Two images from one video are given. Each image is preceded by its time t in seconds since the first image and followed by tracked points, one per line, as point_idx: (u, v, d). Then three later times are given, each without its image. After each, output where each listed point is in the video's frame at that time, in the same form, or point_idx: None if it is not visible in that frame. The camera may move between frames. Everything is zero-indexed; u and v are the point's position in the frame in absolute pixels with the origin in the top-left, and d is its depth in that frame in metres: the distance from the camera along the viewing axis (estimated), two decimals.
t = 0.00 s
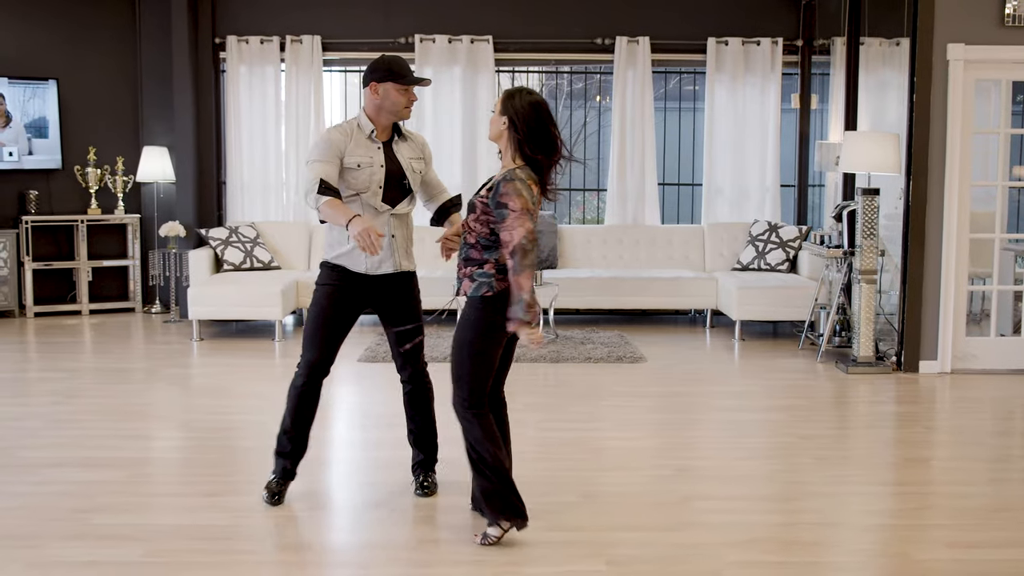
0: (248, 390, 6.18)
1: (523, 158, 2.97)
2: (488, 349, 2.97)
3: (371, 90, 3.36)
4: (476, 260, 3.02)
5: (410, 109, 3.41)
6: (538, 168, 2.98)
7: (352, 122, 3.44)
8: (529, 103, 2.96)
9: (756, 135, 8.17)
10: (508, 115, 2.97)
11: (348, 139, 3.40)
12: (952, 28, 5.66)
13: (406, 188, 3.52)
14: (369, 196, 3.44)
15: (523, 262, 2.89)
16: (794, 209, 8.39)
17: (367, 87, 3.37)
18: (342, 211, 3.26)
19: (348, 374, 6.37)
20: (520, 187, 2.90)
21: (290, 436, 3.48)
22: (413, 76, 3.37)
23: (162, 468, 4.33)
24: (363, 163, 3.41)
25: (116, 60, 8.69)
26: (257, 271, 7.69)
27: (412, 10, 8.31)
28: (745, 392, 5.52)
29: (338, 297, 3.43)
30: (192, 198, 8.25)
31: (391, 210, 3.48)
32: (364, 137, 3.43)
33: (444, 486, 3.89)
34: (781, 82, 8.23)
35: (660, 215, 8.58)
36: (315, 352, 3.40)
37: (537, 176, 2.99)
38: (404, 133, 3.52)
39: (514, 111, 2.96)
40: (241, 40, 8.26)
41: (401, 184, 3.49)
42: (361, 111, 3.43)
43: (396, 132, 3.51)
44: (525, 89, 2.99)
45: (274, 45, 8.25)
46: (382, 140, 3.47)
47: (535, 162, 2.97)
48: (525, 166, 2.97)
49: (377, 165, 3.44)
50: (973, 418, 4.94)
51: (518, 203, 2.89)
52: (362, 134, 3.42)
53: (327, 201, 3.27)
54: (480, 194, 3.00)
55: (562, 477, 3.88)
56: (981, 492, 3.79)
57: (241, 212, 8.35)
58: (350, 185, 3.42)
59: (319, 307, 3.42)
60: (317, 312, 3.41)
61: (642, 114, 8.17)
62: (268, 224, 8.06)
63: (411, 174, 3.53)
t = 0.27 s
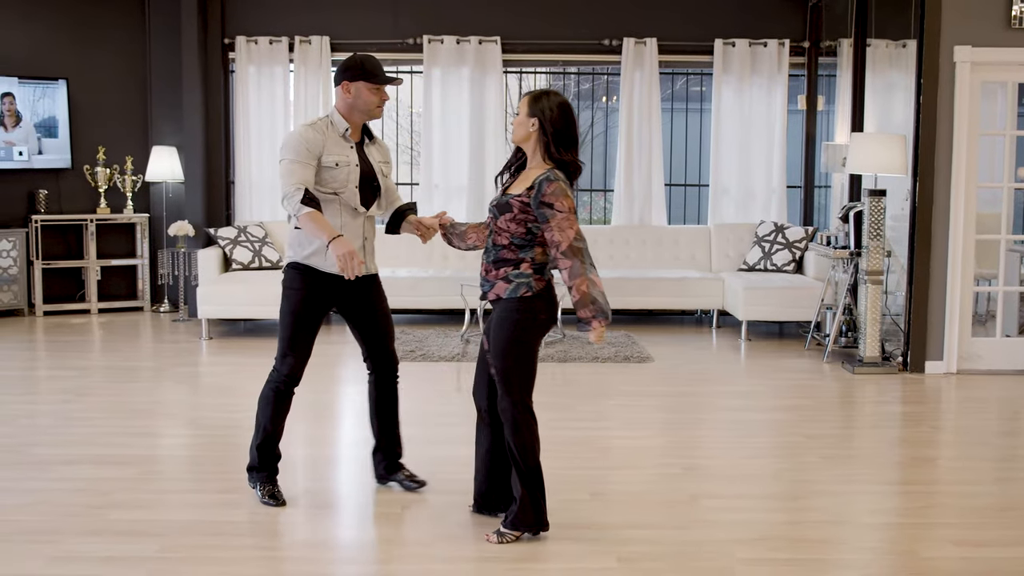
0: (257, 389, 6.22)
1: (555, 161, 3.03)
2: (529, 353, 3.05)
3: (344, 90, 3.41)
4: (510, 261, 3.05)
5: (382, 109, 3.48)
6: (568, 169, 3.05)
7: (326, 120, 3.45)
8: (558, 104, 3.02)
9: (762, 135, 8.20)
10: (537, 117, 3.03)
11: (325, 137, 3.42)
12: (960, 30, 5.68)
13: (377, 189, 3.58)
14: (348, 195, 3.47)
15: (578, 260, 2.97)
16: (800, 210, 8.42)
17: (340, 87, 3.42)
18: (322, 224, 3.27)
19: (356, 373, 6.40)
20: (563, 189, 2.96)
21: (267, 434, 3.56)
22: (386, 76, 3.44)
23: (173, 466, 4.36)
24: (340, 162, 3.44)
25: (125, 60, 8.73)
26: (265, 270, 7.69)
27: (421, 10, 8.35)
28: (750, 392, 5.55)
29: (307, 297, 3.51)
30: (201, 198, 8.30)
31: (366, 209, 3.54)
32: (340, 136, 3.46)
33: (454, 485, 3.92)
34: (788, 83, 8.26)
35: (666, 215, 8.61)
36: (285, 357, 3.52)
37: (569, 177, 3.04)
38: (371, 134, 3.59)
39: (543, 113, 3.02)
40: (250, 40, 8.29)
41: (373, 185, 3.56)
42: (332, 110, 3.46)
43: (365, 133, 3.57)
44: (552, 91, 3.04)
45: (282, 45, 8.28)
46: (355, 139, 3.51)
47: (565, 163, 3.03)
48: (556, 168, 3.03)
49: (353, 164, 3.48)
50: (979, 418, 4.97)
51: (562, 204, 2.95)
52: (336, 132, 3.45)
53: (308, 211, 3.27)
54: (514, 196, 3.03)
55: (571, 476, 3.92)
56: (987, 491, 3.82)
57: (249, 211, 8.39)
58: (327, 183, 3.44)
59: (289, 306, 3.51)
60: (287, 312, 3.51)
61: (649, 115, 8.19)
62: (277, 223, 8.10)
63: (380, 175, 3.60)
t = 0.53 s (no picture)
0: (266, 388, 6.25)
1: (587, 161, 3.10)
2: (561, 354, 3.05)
3: (326, 90, 3.45)
4: (552, 263, 3.06)
5: (364, 107, 3.52)
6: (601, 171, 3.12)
7: (308, 122, 3.49)
8: (586, 105, 3.08)
9: (768, 136, 8.22)
10: (566, 118, 3.09)
11: (309, 138, 3.46)
12: (967, 33, 5.71)
13: (364, 187, 3.64)
14: (334, 194, 3.52)
15: (613, 262, 3.04)
16: (806, 211, 8.44)
17: (321, 87, 3.46)
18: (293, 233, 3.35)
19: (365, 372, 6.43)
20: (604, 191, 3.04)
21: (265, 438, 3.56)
22: (365, 74, 3.49)
23: (184, 464, 4.40)
24: (325, 163, 3.48)
25: (133, 59, 8.77)
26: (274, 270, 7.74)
27: (429, 11, 8.38)
28: (757, 392, 5.58)
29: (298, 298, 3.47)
30: (209, 197, 8.33)
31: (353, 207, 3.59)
32: (323, 137, 3.50)
33: (464, 483, 3.95)
34: (794, 85, 8.29)
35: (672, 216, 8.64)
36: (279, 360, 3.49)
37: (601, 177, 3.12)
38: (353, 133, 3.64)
39: (572, 114, 3.08)
40: (258, 40, 8.31)
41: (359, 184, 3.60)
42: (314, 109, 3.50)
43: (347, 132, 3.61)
44: (578, 92, 3.11)
45: (290, 45, 8.29)
46: (338, 139, 3.56)
47: (596, 163, 3.11)
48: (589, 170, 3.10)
49: (337, 164, 3.52)
50: (984, 418, 4.99)
51: (604, 205, 3.02)
52: (319, 133, 3.49)
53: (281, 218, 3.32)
54: (553, 198, 3.06)
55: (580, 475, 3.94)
56: (993, 491, 3.84)
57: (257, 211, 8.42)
58: (312, 185, 3.48)
59: (281, 309, 3.46)
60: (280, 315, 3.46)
61: (656, 115, 8.21)
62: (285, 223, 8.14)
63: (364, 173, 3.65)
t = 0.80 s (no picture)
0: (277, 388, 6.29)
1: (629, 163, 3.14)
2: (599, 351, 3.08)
3: (314, 90, 3.43)
4: (601, 269, 3.11)
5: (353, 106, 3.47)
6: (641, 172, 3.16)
7: (297, 125, 3.48)
8: (624, 106, 3.12)
9: (776, 137, 8.25)
10: (607, 119, 3.12)
11: (294, 140, 3.44)
12: (977, 35, 5.73)
13: (357, 186, 3.60)
14: (323, 195, 3.48)
15: (662, 262, 3.07)
16: (813, 212, 8.47)
17: (309, 88, 3.43)
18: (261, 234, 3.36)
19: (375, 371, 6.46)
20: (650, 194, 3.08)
21: (277, 442, 3.56)
22: (353, 72, 3.45)
23: (199, 463, 4.43)
24: (312, 164, 3.45)
25: (143, 60, 8.81)
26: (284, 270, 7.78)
27: (438, 12, 8.41)
28: (766, 392, 5.61)
29: (301, 299, 3.45)
30: (219, 197, 8.37)
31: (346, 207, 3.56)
32: (311, 138, 3.48)
33: (478, 483, 3.99)
34: (802, 86, 8.31)
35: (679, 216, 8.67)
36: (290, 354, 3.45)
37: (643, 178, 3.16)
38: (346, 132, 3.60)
39: (611, 116, 3.12)
40: (268, 41, 8.33)
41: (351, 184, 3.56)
42: (302, 111, 3.48)
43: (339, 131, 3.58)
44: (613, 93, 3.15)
45: (300, 46, 8.32)
46: (328, 139, 3.52)
47: (637, 164, 3.14)
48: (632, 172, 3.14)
49: (325, 165, 3.48)
50: (993, 419, 5.02)
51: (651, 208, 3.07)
52: (306, 135, 3.47)
53: (247, 221, 3.34)
54: (599, 200, 3.10)
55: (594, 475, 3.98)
56: (1003, 491, 3.87)
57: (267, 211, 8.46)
58: (298, 187, 3.46)
59: (285, 311, 3.45)
60: (285, 317, 3.44)
61: (665, 116, 8.24)
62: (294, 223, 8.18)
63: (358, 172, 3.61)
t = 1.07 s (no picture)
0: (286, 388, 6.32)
1: (663, 166, 3.25)
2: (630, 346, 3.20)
3: (307, 91, 3.45)
4: (635, 276, 3.21)
5: (347, 107, 3.48)
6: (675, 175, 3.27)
7: (289, 125, 3.50)
8: (655, 110, 3.24)
9: (783, 137, 8.27)
10: (639, 124, 3.24)
11: (282, 141, 3.47)
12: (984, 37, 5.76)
13: (347, 187, 3.59)
14: (310, 196, 3.50)
15: (696, 264, 3.18)
16: (819, 212, 8.49)
17: (303, 89, 3.46)
18: (241, 233, 3.40)
19: (385, 370, 6.50)
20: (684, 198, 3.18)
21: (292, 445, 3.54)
22: (347, 74, 3.46)
23: (211, 462, 4.46)
24: (298, 166, 3.47)
25: (150, 61, 8.84)
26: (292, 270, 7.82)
27: (445, 14, 8.44)
28: (774, 392, 5.63)
29: (304, 297, 3.46)
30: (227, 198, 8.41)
31: (336, 208, 3.56)
32: (301, 139, 3.50)
33: (490, 482, 4.02)
34: (808, 87, 8.34)
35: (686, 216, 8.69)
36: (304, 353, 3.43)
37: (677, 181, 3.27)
38: (341, 133, 3.61)
39: (643, 119, 3.23)
40: (276, 42, 8.35)
41: (342, 186, 3.56)
42: (295, 113, 3.50)
43: (334, 133, 3.60)
44: (642, 96, 3.27)
45: (308, 47, 8.34)
46: (319, 141, 3.54)
47: (671, 167, 3.26)
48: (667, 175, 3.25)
49: (313, 166, 3.49)
50: (1000, 418, 5.05)
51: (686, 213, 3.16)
52: (296, 136, 3.49)
53: (226, 219, 3.41)
54: (635, 205, 3.20)
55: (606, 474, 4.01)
56: (1011, 490, 3.90)
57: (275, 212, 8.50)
58: (283, 188, 3.48)
59: (290, 311, 3.45)
60: (292, 317, 3.44)
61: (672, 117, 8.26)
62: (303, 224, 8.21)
63: (350, 174, 3.61)
